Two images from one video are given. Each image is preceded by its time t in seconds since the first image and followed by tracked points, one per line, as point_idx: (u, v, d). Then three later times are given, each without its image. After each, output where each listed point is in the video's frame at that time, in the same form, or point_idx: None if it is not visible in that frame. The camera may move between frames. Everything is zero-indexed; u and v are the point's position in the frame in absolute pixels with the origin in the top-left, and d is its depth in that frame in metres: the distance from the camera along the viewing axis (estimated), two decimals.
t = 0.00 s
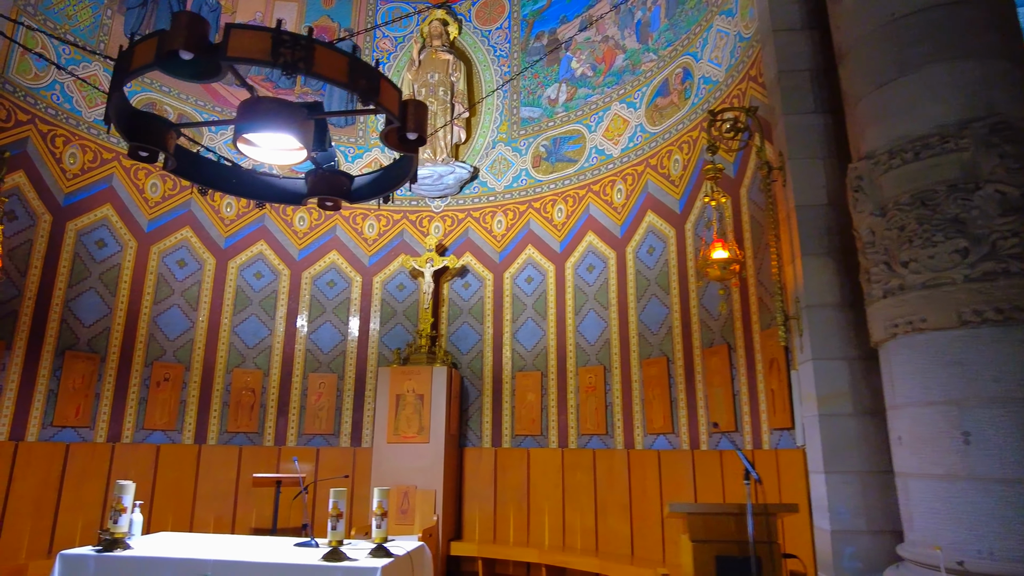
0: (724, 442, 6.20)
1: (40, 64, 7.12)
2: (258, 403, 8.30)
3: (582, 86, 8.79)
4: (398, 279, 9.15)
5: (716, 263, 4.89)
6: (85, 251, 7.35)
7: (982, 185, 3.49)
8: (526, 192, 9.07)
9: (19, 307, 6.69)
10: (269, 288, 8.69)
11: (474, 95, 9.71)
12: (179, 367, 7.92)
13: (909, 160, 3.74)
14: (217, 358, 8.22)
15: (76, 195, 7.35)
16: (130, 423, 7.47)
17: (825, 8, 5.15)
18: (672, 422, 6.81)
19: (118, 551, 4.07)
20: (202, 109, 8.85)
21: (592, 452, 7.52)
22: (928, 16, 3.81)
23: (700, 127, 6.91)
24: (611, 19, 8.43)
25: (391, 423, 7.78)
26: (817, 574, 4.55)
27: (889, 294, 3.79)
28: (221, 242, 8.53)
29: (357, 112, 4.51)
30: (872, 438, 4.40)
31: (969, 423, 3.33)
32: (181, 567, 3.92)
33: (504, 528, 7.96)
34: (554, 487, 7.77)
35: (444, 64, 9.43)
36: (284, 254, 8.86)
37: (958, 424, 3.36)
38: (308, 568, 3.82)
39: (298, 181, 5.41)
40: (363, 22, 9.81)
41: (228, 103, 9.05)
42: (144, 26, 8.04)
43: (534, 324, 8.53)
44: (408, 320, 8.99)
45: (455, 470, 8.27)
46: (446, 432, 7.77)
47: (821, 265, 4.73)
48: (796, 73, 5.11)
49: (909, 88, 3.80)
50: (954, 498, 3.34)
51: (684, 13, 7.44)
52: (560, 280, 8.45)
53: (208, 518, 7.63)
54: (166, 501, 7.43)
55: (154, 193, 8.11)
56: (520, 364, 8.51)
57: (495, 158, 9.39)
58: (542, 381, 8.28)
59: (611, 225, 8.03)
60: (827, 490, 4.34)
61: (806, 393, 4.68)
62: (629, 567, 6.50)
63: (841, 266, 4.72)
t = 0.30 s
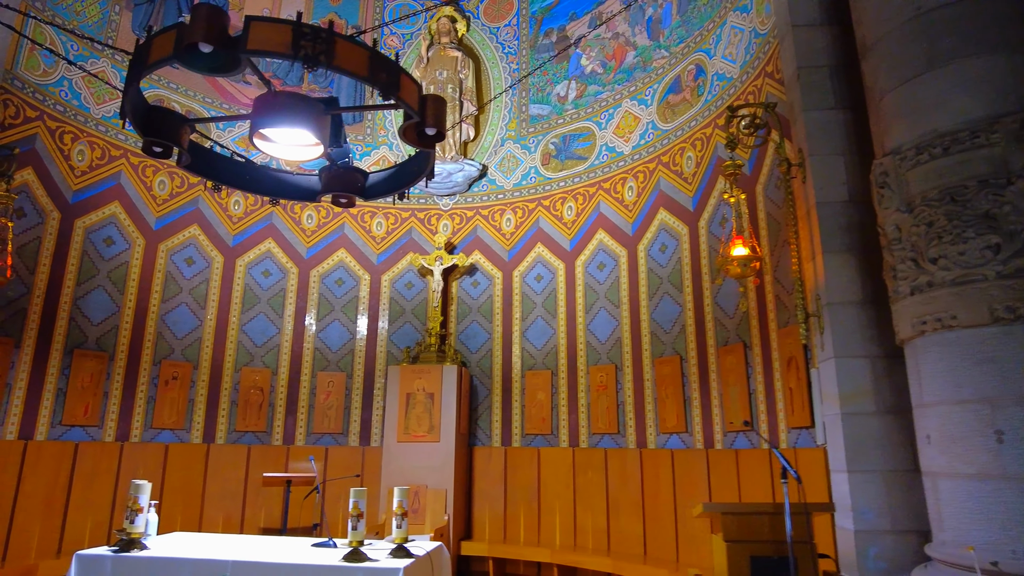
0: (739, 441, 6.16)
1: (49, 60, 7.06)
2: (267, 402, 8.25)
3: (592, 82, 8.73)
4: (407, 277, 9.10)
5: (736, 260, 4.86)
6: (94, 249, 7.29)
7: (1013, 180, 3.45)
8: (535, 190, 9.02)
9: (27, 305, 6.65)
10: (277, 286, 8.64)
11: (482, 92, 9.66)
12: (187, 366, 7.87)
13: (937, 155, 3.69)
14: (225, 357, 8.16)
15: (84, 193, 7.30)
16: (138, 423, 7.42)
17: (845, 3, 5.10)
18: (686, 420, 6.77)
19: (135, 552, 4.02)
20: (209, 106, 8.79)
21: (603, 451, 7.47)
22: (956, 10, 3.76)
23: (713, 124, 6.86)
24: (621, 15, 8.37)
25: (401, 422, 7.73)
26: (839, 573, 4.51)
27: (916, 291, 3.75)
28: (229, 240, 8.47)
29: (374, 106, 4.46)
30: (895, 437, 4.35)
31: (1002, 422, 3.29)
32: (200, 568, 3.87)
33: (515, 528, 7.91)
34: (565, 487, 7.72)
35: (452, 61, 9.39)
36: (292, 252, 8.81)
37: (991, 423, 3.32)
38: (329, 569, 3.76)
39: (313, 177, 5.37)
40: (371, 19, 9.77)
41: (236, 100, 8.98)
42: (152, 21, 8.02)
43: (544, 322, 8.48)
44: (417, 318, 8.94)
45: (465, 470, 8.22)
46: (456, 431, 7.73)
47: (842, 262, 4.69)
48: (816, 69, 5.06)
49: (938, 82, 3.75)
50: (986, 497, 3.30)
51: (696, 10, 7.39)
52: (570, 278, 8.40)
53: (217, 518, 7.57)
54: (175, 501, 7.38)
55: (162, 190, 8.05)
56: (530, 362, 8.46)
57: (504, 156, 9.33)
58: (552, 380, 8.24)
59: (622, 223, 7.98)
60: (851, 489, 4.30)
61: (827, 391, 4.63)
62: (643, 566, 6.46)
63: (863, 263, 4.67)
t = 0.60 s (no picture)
0: (752, 441, 6.13)
1: (56, 59, 7.01)
2: (274, 402, 8.22)
3: (600, 81, 8.70)
4: (414, 277, 9.07)
5: (754, 259, 4.85)
6: (101, 248, 7.26)
7: None
8: (543, 189, 8.99)
9: (36, 304, 6.60)
10: (284, 286, 8.61)
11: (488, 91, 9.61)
12: (195, 366, 7.82)
13: (961, 151, 3.67)
14: (233, 357, 8.12)
15: (92, 192, 7.26)
16: (146, 423, 7.38)
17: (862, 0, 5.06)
18: (698, 420, 6.75)
19: (151, 553, 3.98)
20: (217, 105, 8.78)
21: (613, 451, 7.44)
22: (979, 5, 3.74)
23: (725, 123, 6.83)
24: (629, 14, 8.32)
25: (410, 421, 7.70)
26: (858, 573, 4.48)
27: (940, 288, 3.73)
28: (236, 239, 8.43)
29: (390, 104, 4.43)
30: (915, 436, 4.32)
31: None
32: (217, 569, 3.84)
33: (524, 529, 7.87)
34: (575, 487, 7.69)
35: (459, 60, 9.26)
36: (299, 251, 8.78)
37: (1018, 421, 3.29)
38: (348, 570, 3.72)
39: (325, 176, 5.35)
40: (377, 19, 9.72)
41: (243, 100, 8.96)
42: (159, 20, 8.00)
43: (553, 322, 8.45)
44: (424, 318, 8.90)
45: (474, 470, 8.18)
46: (466, 431, 7.70)
47: (859, 260, 4.66)
48: (832, 66, 5.03)
49: (961, 78, 3.72)
50: (1014, 495, 3.27)
51: (706, 7, 7.35)
52: (578, 277, 8.37)
53: (225, 519, 7.53)
54: (183, 501, 7.33)
55: (169, 189, 8.02)
56: (539, 362, 8.43)
57: (511, 155, 9.29)
58: (561, 380, 8.20)
59: (631, 222, 7.95)
60: (871, 488, 4.27)
61: (845, 390, 4.60)
62: (655, 566, 6.42)
63: (881, 261, 4.64)
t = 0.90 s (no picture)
0: (767, 442, 6.13)
1: (69, 59, 6.98)
2: (285, 402, 8.20)
3: (611, 82, 8.69)
4: (424, 277, 9.05)
5: (774, 259, 4.87)
6: (113, 248, 7.24)
7: None
8: (553, 190, 8.98)
9: (48, 304, 6.59)
10: (295, 286, 8.59)
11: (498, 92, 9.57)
12: (205, 366, 7.81)
13: (988, 152, 3.66)
14: (243, 357, 8.11)
15: (104, 192, 7.25)
16: (157, 424, 7.37)
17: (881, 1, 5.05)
18: (712, 421, 6.74)
19: (173, 553, 3.96)
20: (227, 104, 8.77)
21: (625, 452, 7.43)
22: (1005, 6, 3.74)
23: (739, 124, 6.84)
24: (639, 14, 8.31)
25: (422, 422, 7.68)
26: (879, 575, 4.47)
27: (966, 289, 3.72)
28: (247, 240, 8.42)
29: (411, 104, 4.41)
30: (938, 437, 4.31)
31: None
32: (242, 570, 3.83)
33: (535, 530, 7.86)
34: (586, 488, 7.67)
35: (469, 61, 9.23)
36: (309, 252, 8.77)
37: None
38: (373, 571, 3.71)
39: (342, 176, 5.34)
40: (386, 20, 9.67)
41: (253, 99, 8.93)
42: (170, 20, 7.90)
43: (563, 323, 8.44)
44: (434, 319, 8.89)
45: (484, 470, 8.16)
46: (477, 432, 7.69)
47: (879, 262, 4.65)
48: (851, 67, 5.02)
49: (987, 79, 3.72)
50: None
51: (719, 9, 7.35)
52: (589, 278, 8.36)
53: (235, 519, 7.51)
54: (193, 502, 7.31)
55: (180, 189, 8.00)
56: (549, 363, 8.42)
57: (521, 156, 9.27)
58: (572, 381, 8.19)
59: (642, 223, 7.95)
60: (894, 489, 4.26)
61: (865, 391, 4.59)
62: (669, 568, 6.41)
63: (901, 262, 4.64)
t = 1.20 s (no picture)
0: (782, 444, 6.13)
1: (84, 58, 6.98)
2: (295, 402, 8.20)
3: (622, 83, 8.69)
4: (434, 278, 9.05)
5: (794, 261, 4.88)
6: (125, 247, 7.24)
7: None
8: (564, 191, 8.99)
9: (62, 303, 6.58)
10: (305, 286, 8.59)
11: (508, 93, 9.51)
12: (216, 366, 7.80)
13: (1014, 155, 3.67)
14: (254, 357, 8.10)
15: (116, 191, 7.25)
16: (169, 423, 7.36)
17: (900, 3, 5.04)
18: (725, 423, 6.75)
19: (196, 553, 3.96)
20: (239, 104, 8.78)
21: (637, 453, 7.43)
22: None
23: (753, 126, 6.88)
24: (651, 16, 8.30)
25: (433, 423, 7.68)
26: None
27: (992, 292, 3.72)
28: (258, 239, 8.41)
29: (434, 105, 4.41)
30: (959, 439, 4.31)
31: None
32: (266, 570, 3.82)
33: (546, 531, 7.85)
34: (597, 489, 7.67)
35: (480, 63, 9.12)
36: (320, 251, 8.76)
37: None
38: (398, 571, 3.70)
39: (360, 176, 5.33)
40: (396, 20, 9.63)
41: (264, 99, 8.95)
42: (183, 20, 7.91)
43: (574, 324, 8.44)
44: (444, 319, 8.89)
45: (495, 471, 8.16)
46: (488, 433, 7.69)
47: (900, 264, 4.65)
48: (870, 70, 5.01)
49: (1014, 82, 3.74)
50: None
51: (733, 11, 7.36)
52: (600, 279, 8.36)
53: (246, 519, 7.49)
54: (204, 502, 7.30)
55: (192, 188, 8.00)
56: (560, 364, 8.42)
57: (531, 156, 9.27)
58: (583, 382, 8.19)
59: (654, 224, 7.96)
60: (915, 492, 4.26)
61: (885, 393, 4.58)
62: (682, 569, 6.40)
63: (921, 265, 4.63)
